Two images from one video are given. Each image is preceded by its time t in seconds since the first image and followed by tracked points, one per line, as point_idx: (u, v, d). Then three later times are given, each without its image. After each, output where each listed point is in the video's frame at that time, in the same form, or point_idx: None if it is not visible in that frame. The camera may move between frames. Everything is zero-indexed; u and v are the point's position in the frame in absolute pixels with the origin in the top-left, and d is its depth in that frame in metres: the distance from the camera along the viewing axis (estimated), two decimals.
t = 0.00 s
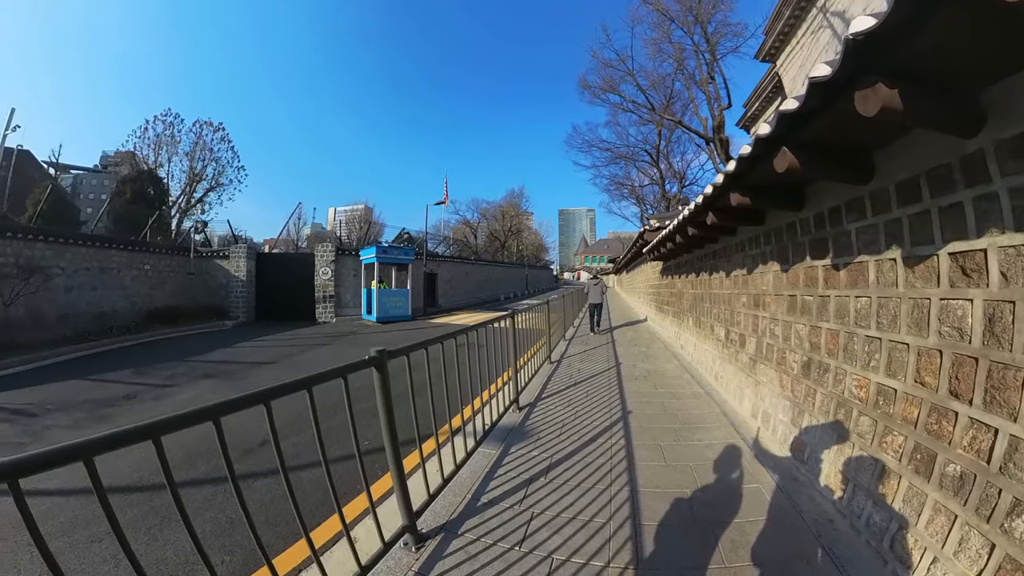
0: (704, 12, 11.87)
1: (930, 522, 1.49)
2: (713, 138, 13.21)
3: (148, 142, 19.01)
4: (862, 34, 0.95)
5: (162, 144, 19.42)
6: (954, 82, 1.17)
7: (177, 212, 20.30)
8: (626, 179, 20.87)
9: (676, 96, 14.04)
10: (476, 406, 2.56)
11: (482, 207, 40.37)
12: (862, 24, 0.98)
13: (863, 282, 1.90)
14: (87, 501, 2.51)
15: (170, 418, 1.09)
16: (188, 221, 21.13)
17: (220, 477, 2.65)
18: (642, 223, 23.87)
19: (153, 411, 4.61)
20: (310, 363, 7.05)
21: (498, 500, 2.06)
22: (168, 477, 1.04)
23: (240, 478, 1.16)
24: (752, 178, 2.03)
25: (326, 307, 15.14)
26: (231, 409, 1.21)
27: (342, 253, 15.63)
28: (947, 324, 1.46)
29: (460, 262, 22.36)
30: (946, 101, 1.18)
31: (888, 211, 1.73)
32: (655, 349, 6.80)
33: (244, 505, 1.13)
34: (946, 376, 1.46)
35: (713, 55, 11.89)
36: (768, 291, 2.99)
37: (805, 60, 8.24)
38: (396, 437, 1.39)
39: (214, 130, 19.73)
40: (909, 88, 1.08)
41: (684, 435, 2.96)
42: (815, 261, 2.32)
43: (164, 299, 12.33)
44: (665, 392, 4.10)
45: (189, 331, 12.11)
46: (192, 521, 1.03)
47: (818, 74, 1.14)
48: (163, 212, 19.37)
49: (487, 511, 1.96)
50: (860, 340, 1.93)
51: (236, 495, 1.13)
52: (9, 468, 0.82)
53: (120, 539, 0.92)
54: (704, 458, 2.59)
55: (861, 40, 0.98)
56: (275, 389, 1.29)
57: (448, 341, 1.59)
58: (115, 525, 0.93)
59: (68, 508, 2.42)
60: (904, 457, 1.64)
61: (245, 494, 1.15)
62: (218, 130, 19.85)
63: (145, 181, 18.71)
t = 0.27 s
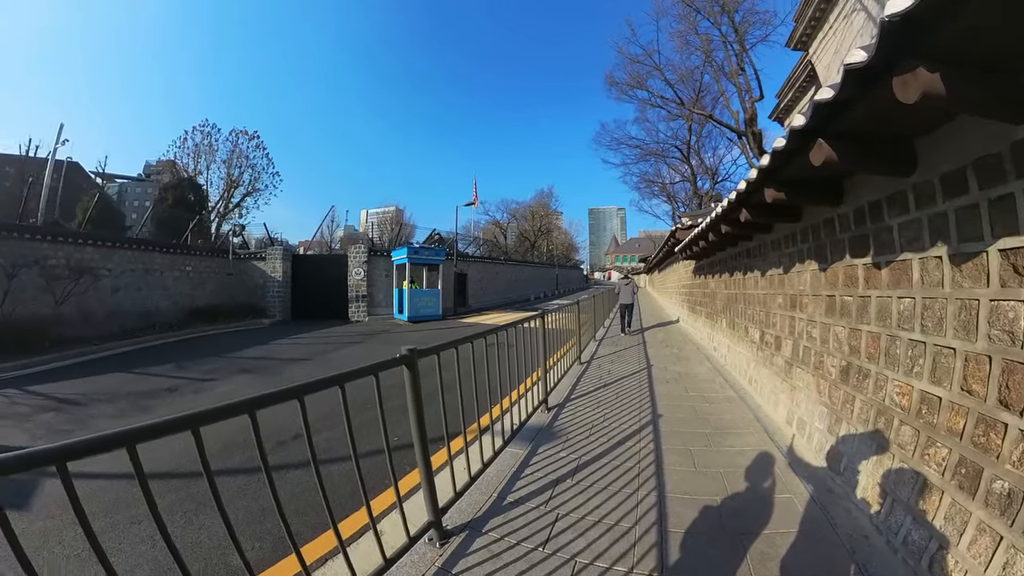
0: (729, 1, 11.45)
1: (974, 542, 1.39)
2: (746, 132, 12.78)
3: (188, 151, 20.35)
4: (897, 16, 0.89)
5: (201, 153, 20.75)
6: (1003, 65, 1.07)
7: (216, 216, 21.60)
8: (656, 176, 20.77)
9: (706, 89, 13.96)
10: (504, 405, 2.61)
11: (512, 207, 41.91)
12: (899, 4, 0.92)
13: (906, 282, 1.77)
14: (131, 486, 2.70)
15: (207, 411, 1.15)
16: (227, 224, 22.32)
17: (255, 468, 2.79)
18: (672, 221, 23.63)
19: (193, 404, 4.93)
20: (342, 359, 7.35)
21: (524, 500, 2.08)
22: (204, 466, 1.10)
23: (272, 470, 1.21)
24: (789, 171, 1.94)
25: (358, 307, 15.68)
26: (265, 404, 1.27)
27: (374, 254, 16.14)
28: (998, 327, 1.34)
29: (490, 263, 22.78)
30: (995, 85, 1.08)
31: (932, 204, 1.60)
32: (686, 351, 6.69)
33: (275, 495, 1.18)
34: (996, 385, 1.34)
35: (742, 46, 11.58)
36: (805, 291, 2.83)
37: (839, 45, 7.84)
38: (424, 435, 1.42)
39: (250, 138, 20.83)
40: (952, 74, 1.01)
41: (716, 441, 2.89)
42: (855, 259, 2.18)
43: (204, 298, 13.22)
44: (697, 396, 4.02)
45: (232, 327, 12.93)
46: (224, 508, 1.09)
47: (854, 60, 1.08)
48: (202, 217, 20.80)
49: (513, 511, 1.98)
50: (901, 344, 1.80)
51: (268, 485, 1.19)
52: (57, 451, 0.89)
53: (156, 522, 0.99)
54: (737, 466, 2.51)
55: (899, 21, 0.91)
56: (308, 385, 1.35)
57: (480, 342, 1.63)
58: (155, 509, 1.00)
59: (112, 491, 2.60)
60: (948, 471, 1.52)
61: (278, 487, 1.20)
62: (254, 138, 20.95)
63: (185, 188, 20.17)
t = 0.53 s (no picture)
0: None
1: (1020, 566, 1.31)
2: (781, 124, 12.14)
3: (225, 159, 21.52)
4: None
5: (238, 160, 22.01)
6: None
7: (253, 220, 22.86)
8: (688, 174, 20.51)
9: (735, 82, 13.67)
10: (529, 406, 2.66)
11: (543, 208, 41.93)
12: None
13: (954, 282, 1.67)
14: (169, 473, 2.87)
15: (246, 404, 1.22)
16: (263, 228, 23.52)
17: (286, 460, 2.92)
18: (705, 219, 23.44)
19: (226, 397, 5.28)
20: (374, 356, 7.64)
21: (549, 500, 2.10)
22: (240, 456, 1.17)
23: (304, 464, 1.26)
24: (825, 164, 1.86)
25: (390, 306, 15.93)
26: (300, 398, 1.32)
27: (405, 255, 16.27)
28: None
29: (521, 263, 22.84)
30: None
31: (981, 198, 1.51)
32: (720, 352, 6.57)
33: (307, 486, 1.24)
34: None
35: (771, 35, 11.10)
36: (844, 292, 2.72)
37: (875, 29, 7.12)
38: (453, 434, 1.44)
39: (283, 145, 21.78)
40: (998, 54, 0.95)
41: (748, 447, 2.82)
42: (898, 258, 2.08)
43: (242, 298, 14.35)
44: (730, 400, 3.94)
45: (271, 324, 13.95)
46: (257, 497, 1.15)
47: (890, 44, 1.03)
48: (240, 221, 22.21)
49: (538, 511, 2.00)
50: (948, 349, 1.70)
51: (300, 477, 1.24)
52: (105, 437, 0.97)
53: (192, 506, 1.06)
54: (770, 474, 2.42)
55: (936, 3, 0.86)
56: (343, 381, 1.40)
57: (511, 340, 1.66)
58: (192, 494, 1.06)
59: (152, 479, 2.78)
60: (995, 488, 1.43)
61: (310, 479, 1.25)
62: (286, 145, 21.82)
63: (224, 194, 21.60)
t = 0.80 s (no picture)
0: None
1: None
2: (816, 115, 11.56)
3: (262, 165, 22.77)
4: None
5: (273, 166, 23.38)
6: None
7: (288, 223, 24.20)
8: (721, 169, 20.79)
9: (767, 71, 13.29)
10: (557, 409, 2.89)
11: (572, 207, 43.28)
12: None
13: (1004, 281, 1.71)
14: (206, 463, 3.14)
15: (280, 398, 1.29)
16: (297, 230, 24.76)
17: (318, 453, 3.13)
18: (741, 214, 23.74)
19: (258, 391, 5.81)
20: (404, 355, 8.18)
21: (574, 503, 2.32)
22: (274, 448, 1.23)
23: (336, 456, 1.31)
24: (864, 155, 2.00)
25: (421, 306, 17.14)
26: (331, 394, 1.38)
27: (437, 257, 17.58)
28: None
29: (549, 264, 24.12)
30: None
31: None
32: (754, 356, 6.82)
33: (336, 478, 1.28)
34: None
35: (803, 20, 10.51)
36: (887, 291, 2.79)
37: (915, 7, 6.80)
38: (481, 433, 1.45)
39: (315, 151, 22.96)
40: None
41: (782, 455, 2.98)
42: (943, 254, 2.13)
43: (277, 297, 15.78)
44: (764, 405, 4.15)
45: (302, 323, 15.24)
46: (288, 487, 1.21)
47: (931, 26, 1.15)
48: (276, 224, 23.55)
49: (564, 513, 2.22)
50: (998, 354, 1.74)
51: (330, 470, 1.29)
52: (145, 426, 1.05)
53: (226, 493, 1.12)
54: (802, 485, 2.56)
55: None
56: (378, 377, 1.45)
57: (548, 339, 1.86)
58: (226, 484, 1.13)
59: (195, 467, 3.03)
60: None
61: (340, 470, 1.30)
62: (318, 151, 22.96)
63: (259, 199, 22.99)
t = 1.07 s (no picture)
0: None
1: None
2: (854, 104, 11.35)
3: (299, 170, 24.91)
4: None
5: (307, 171, 25.21)
6: None
7: (323, 224, 26.24)
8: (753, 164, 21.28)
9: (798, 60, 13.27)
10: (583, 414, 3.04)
11: (605, 207, 44.94)
12: None
13: None
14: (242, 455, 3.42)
15: (313, 393, 1.34)
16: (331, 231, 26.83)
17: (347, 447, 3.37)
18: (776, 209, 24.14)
19: (287, 386, 6.38)
20: (432, 353, 8.77)
21: (599, 505, 2.49)
22: (306, 441, 1.29)
23: (366, 451, 1.36)
24: (907, 143, 2.26)
25: (452, 306, 17.92)
26: (363, 390, 1.42)
27: (466, 257, 18.35)
28: None
29: (581, 263, 24.63)
30: None
31: None
32: (791, 361, 7.02)
33: (364, 472, 1.32)
34: None
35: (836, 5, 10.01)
36: (932, 293, 2.94)
37: None
38: (509, 432, 1.46)
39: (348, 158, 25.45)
40: None
41: (818, 465, 3.08)
42: (991, 251, 2.27)
43: (313, 297, 17.28)
44: (801, 412, 4.32)
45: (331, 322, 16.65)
46: (318, 480, 1.26)
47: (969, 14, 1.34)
48: (309, 227, 24.75)
49: (589, 516, 2.36)
50: None
51: (359, 463, 1.33)
52: (185, 417, 1.12)
53: (258, 482, 1.18)
54: (838, 497, 2.63)
55: None
56: (412, 374, 1.48)
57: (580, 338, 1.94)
58: (260, 474, 1.19)
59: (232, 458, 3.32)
60: None
61: (369, 465, 1.34)
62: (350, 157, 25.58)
63: (294, 203, 24.06)
